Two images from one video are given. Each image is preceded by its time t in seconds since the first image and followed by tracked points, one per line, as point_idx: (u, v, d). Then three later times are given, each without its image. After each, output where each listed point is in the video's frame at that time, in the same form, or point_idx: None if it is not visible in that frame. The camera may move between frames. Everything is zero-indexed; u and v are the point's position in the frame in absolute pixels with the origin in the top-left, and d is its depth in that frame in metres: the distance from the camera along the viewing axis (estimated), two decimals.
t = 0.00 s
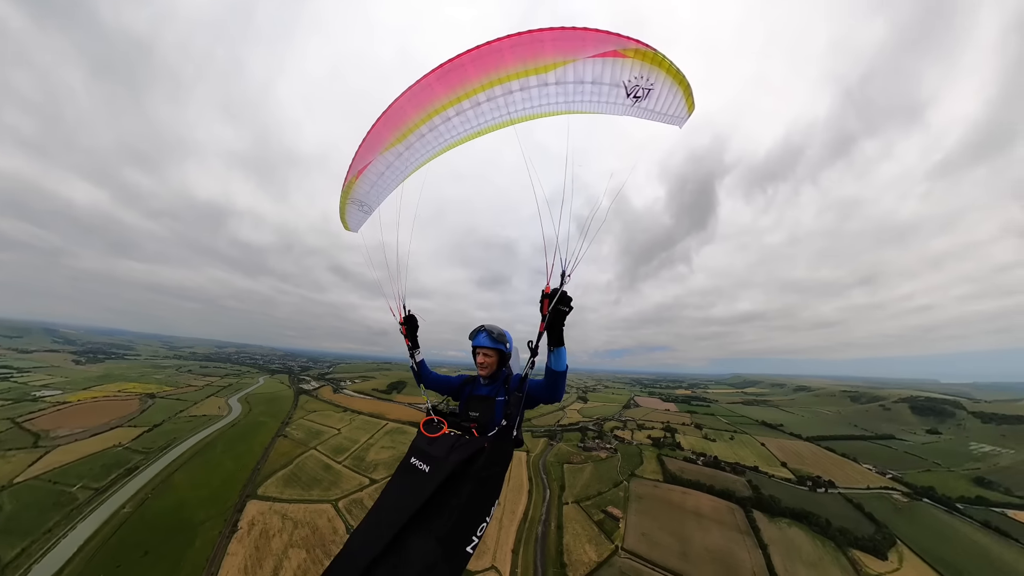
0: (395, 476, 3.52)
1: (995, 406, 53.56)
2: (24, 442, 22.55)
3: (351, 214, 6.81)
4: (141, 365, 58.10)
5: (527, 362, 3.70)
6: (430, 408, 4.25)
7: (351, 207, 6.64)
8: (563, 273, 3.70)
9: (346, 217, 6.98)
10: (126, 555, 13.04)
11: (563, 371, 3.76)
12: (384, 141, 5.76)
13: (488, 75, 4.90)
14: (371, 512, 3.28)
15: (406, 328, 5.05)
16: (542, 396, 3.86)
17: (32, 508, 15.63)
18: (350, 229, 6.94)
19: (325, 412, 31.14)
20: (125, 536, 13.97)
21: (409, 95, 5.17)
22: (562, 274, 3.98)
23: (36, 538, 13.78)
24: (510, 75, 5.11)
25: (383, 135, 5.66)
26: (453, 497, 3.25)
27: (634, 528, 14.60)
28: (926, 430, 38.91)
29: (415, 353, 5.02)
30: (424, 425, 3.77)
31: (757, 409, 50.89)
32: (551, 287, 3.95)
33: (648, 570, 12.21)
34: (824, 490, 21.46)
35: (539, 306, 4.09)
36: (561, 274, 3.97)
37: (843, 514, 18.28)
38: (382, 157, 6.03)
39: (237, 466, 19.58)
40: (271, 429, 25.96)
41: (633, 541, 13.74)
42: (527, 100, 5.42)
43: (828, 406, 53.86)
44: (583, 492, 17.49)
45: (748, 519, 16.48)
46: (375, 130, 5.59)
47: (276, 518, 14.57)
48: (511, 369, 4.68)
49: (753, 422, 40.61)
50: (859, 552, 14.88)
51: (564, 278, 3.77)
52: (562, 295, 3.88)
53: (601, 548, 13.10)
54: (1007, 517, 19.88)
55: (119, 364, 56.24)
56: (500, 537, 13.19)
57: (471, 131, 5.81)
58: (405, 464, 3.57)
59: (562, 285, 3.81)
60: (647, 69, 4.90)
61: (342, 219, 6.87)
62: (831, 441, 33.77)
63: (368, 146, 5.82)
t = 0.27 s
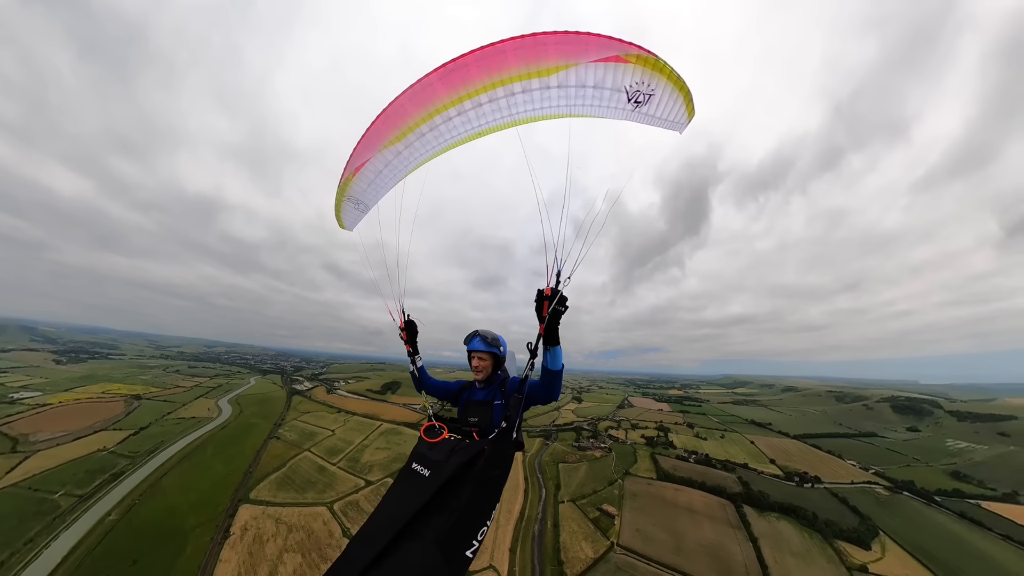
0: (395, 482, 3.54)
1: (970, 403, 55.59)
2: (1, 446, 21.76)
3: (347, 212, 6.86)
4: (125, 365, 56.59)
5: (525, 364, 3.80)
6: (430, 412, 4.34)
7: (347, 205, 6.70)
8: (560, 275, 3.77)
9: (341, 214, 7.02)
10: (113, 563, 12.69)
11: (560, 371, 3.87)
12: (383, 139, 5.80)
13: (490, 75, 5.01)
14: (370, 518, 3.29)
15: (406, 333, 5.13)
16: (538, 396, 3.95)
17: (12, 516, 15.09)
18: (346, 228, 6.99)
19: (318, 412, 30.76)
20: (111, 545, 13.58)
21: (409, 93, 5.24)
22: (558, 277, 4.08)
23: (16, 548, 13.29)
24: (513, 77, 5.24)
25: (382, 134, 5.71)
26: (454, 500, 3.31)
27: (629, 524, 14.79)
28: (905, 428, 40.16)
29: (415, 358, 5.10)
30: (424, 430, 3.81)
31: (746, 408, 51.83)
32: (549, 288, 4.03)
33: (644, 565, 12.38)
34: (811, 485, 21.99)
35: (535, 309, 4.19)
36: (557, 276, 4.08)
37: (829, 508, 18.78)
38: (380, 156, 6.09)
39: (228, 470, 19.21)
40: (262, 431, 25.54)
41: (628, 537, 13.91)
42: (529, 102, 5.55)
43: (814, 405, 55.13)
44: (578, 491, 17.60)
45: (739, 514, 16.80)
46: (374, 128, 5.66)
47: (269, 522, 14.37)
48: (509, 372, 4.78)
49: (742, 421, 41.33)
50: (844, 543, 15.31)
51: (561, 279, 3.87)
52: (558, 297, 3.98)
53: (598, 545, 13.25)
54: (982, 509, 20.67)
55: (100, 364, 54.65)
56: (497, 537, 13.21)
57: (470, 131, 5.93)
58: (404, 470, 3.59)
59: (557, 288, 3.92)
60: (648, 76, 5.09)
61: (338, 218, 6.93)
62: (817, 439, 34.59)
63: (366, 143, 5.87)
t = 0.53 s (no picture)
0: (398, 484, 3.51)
1: (970, 405, 55.51)
2: None
3: (352, 212, 6.90)
4: (124, 365, 56.50)
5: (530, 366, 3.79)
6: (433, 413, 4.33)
7: (352, 205, 6.74)
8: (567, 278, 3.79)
9: (346, 215, 7.06)
10: (112, 563, 12.64)
11: (564, 373, 3.86)
12: (387, 139, 5.86)
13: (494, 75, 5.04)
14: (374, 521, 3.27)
15: (410, 332, 5.17)
16: (541, 399, 3.95)
17: (10, 516, 15.05)
18: (350, 227, 7.01)
19: (318, 413, 30.74)
20: (110, 545, 13.54)
21: (413, 93, 5.28)
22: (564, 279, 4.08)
23: (15, 548, 13.24)
24: (517, 77, 5.28)
25: (386, 134, 5.76)
26: (461, 503, 3.34)
27: (629, 524, 14.80)
28: (905, 429, 40.12)
29: (418, 359, 5.10)
30: (429, 432, 3.78)
31: (746, 409, 51.79)
32: (556, 291, 4.03)
33: (644, 565, 12.38)
34: (810, 486, 21.98)
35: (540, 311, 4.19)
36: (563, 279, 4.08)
37: (828, 508, 18.78)
38: (384, 156, 6.13)
39: (228, 470, 19.18)
40: (262, 431, 25.52)
41: (628, 537, 13.91)
42: (534, 102, 5.57)
43: (814, 406, 55.05)
44: (579, 491, 17.58)
45: (738, 514, 16.80)
46: (379, 128, 5.71)
47: (269, 522, 14.36)
48: (511, 374, 4.78)
49: (742, 422, 41.30)
50: (844, 543, 15.30)
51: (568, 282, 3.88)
52: (564, 300, 3.97)
53: (597, 544, 13.25)
54: (981, 509, 20.65)
55: (98, 364, 54.53)
56: (498, 538, 13.19)
57: (475, 132, 5.96)
58: (408, 472, 3.56)
59: (563, 291, 3.91)
60: (653, 75, 5.09)
61: (342, 217, 6.95)
62: (817, 440, 34.56)
63: (370, 144, 5.92)
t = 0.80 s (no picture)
0: (393, 476, 3.42)
1: (1005, 409, 52.36)
2: (27, 439, 22.81)
3: (362, 216, 6.90)
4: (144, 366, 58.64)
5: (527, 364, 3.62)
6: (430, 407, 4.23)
7: (362, 209, 6.74)
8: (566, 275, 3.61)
9: (357, 219, 7.08)
10: (128, 552, 13.09)
11: (563, 373, 3.69)
12: (394, 145, 5.82)
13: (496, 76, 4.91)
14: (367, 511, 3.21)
15: (409, 327, 5.06)
16: (540, 398, 3.77)
17: (35, 504, 15.77)
18: (361, 231, 7.02)
19: (327, 413, 31.25)
20: (126, 534, 14.02)
21: (418, 99, 5.23)
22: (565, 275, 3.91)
23: (38, 534, 13.86)
24: (519, 77, 5.11)
25: (393, 140, 5.73)
26: (454, 497, 3.19)
27: (637, 530, 14.45)
28: (934, 434, 38.07)
29: (417, 354, 5.01)
30: (425, 425, 3.69)
31: (762, 412, 50.15)
32: (554, 289, 3.87)
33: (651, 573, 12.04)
34: (830, 494, 21.04)
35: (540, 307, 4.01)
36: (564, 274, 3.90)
37: (849, 519, 17.92)
38: (392, 161, 6.10)
39: (239, 466, 19.67)
40: (272, 430, 26.09)
41: (635, 543, 13.57)
42: (537, 101, 5.39)
43: (835, 409, 52.88)
44: (586, 494, 17.27)
45: (752, 523, 16.23)
46: (386, 134, 5.67)
47: (278, 517, 14.63)
48: (511, 372, 4.62)
49: (757, 425, 39.96)
50: (865, 556, 14.54)
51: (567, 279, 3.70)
52: (564, 296, 3.79)
53: (604, 549, 12.99)
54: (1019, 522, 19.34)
55: (121, 365, 56.76)
56: (503, 539, 13.03)
57: (480, 134, 5.83)
58: (403, 463, 3.47)
59: (563, 286, 3.74)
60: (659, 64, 4.80)
61: (353, 220, 6.94)
62: (838, 445, 33.10)
63: (378, 150, 5.90)
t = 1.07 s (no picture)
0: (389, 469, 3.36)
1: None
2: (62, 430, 24.33)
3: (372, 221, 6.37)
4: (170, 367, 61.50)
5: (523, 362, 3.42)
6: (429, 403, 4.14)
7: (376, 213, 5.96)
8: (562, 269, 3.36)
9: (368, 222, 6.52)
10: (149, 537, 13.73)
11: (563, 372, 3.44)
12: (402, 152, 5.29)
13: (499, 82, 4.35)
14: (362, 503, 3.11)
15: (410, 324, 4.94)
16: (539, 397, 3.58)
17: (67, 489, 16.78)
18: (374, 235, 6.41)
19: (339, 413, 31.93)
20: (148, 520, 14.71)
21: (422, 108, 4.70)
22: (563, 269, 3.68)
23: (70, 516, 14.74)
24: (520, 79, 4.52)
25: (400, 148, 5.19)
26: (447, 492, 3.04)
27: (648, 538, 14.01)
28: (980, 441, 35.27)
29: (418, 351, 4.92)
30: (421, 419, 3.60)
31: (787, 416, 47.84)
32: (549, 284, 3.64)
33: None
34: (859, 506, 19.79)
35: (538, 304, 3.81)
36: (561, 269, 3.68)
37: (880, 534, 16.78)
38: (400, 169, 5.56)
39: (254, 462, 20.32)
40: (286, 428, 26.82)
41: (646, 552, 13.14)
42: (539, 104, 4.78)
43: (866, 413, 49.84)
44: (595, 499, 16.88)
45: (772, 535, 15.47)
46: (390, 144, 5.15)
47: (290, 511, 14.99)
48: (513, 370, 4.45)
49: (779, 431, 38.16)
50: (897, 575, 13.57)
51: (563, 274, 3.47)
52: (561, 291, 3.56)
53: (613, 557, 12.63)
54: None
55: (150, 366, 59.81)
56: (509, 541, 12.86)
57: (487, 138, 5.26)
58: (399, 457, 3.40)
59: (560, 281, 3.51)
60: (666, 51, 4.12)
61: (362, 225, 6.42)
62: (868, 453, 31.12)
63: (386, 157, 5.38)
